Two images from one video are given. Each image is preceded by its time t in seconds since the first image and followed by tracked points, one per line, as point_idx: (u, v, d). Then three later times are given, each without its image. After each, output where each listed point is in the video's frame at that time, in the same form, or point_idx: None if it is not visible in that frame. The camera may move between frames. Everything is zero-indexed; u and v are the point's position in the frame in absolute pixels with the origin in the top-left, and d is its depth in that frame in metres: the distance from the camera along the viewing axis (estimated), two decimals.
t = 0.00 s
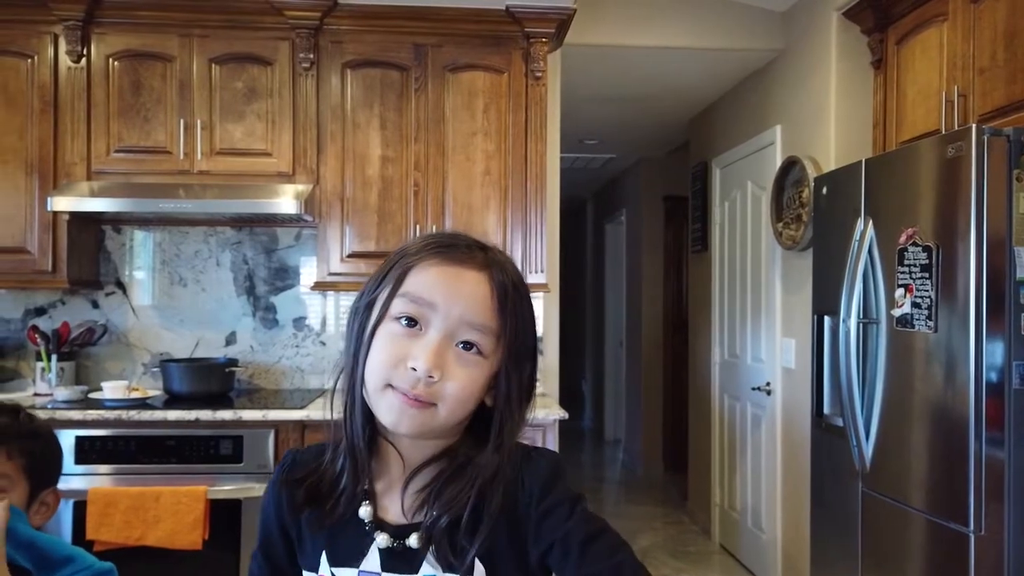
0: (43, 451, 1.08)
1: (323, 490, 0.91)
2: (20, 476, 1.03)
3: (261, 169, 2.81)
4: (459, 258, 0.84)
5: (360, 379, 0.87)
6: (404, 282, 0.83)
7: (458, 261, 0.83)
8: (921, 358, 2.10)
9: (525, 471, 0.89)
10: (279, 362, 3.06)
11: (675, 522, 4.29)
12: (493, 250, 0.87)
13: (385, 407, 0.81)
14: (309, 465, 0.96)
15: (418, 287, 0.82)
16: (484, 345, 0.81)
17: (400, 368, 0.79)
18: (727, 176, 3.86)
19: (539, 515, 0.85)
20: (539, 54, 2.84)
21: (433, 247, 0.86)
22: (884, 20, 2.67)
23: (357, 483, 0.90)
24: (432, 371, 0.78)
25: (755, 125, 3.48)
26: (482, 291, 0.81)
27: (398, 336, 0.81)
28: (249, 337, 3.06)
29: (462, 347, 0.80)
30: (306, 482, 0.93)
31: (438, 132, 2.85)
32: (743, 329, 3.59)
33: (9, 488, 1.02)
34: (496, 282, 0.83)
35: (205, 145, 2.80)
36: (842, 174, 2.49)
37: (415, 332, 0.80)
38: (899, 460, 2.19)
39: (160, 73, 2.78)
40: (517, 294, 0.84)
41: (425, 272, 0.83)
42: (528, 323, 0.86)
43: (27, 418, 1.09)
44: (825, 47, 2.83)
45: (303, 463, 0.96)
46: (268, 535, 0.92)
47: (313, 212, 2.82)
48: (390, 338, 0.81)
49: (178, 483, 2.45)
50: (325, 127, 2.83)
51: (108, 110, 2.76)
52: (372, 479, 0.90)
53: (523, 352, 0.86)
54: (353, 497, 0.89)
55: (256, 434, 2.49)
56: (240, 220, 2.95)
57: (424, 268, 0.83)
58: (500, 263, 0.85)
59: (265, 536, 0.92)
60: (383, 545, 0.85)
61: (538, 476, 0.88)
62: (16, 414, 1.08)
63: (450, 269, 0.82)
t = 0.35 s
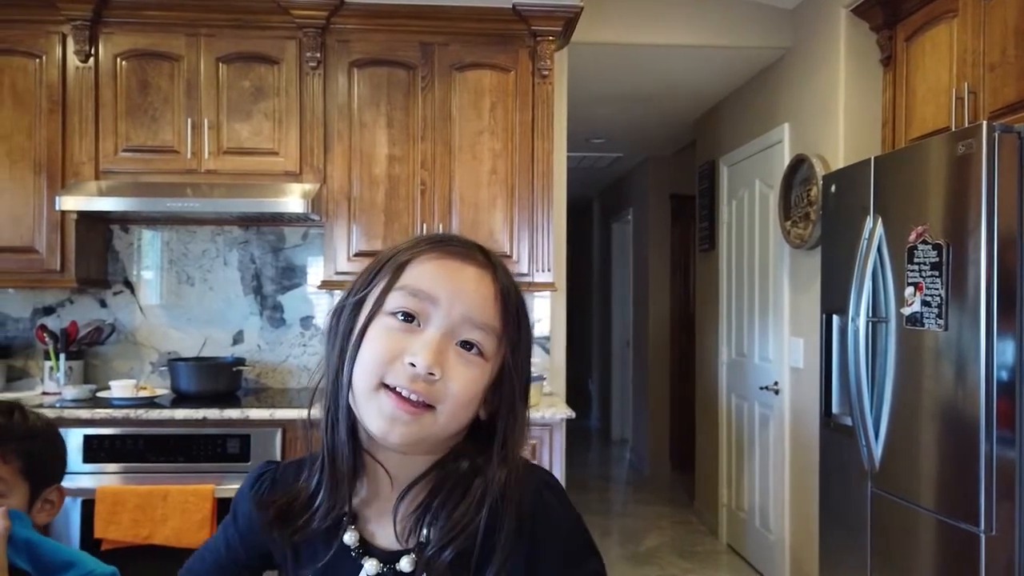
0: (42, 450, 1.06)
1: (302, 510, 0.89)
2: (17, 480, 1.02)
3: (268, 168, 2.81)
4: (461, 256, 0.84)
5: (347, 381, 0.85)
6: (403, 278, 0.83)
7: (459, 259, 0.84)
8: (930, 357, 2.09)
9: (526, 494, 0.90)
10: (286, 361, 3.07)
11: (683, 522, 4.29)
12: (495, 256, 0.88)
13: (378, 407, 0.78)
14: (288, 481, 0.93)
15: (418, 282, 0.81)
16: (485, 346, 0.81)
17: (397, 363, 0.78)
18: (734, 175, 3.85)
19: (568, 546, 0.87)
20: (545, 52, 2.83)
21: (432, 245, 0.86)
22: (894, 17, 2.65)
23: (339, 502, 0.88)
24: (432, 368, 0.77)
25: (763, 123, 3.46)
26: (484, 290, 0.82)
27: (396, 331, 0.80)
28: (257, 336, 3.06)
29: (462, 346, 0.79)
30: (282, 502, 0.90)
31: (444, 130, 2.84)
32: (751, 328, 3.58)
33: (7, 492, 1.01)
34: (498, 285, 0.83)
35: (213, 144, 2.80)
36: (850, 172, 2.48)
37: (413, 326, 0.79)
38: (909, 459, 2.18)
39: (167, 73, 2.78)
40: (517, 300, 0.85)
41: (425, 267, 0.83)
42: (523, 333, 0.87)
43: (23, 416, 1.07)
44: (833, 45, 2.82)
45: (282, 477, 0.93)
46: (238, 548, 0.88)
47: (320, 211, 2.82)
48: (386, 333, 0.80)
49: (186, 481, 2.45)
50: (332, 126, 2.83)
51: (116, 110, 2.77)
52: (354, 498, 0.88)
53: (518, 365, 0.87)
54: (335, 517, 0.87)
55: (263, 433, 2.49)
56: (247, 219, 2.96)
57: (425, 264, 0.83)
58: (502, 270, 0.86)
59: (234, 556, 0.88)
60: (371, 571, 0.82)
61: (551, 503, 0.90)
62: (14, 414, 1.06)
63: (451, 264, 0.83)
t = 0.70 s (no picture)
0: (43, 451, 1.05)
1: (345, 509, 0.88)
2: (16, 486, 1.01)
3: (271, 168, 2.81)
4: (444, 245, 0.84)
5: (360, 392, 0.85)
6: (389, 281, 0.82)
7: (442, 250, 0.83)
8: (932, 356, 2.08)
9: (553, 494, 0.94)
10: (288, 361, 3.07)
11: (684, 522, 4.28)
12: (478, 233, 0.87)
13: (393, 416, 0.79)
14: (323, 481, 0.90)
15: (404, 284, 0.81)
16: (487, 331, 0.80)
17: (401, 370, 0.77)
18: (737, 175, 3.84)
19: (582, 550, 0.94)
20: (547, 52, 2.82)
21: (413, 241, 0.85)
22: (897, 17, 2.65)
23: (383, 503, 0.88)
24: (436, 367, 0.77)
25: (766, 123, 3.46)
26: (473, 277, 0.81)
27: (393, 337, 0.79)
28: (259, 336, 3.06)
29: (464, 336, 0.79)
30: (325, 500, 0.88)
31: (446, 130, 2.84)
32: (753, 327, 3.58)
33: (6, 499, 1.00)
34: (487, 266, 0.83)
35: (215, 144, 2.80)
36: (853, 171, 2.48)
37: (409, 328, 0.79)
38: (911, 459, 2.17)
39: (169, 73, 2.78)
40: (514, 276, 0.85)
41: (409, 265, 0.82)
42: (532, 307, 0.86)
43: (21, 421, 1.05)
44: (836, 44, 2.81)
45: (314, 475, 0.89)
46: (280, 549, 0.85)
47: (322, 211, 2.82)
48: (383, 341, 0.79)
49: (188, 481, 2.45)
50: (333, 126, 2.83)
51: (118, 109, 2.77)
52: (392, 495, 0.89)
53: (536, 343, 0.86)
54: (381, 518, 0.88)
55: (265, 433, 2.49)
56: (249, 218, 2.96)
57: (408, 262, 0.82)
58: (489, 244, 0.85)
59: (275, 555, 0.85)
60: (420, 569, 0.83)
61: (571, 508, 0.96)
62: (13, 417, 1.05)
63: (435, 256, 0.82)
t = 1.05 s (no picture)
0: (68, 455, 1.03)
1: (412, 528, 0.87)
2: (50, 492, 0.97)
3: (282, 168, 2.80)
4: (472, 270, 0.81)
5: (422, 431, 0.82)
6: (425, 317, 0.80)
7: (470, 275, 0.80)
8: (953, 357, 2.06)
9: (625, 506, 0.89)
10: (299, 361, 3.06)
11: (695, 524, 4.26)
12: (501, 250, 0.84)
13: (456, 450, 0.76)
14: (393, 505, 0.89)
15: (438, 317, 0.78)
16: (531, 347, 0.77)
17: (452, 404, 0.74)
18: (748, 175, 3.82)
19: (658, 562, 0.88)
20: (560, 51, 2.80)
21: (441, 271, 0.82)
22: (913, 15, 2.62)
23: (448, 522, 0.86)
24: (485, 395, 0.73)
25: (779, 122, 3.43)
26: (505, 298, 0.78)
27: (438, 372, 0.76)
28: (270, 336, 3.05)
29: (508, 358, 0.76)
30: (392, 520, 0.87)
31: (459, 130, 2.83)
32: (766, 328, 3.56)
33: (38, 505, 0.96)
34: (516, 282, 0.79)
35: (227, 144, 2.79)
36: (871, 171, 2.46)
37: (452, 360, 0.76)
38: (930, 461, 2.15)
39: (181, 72, 2.77)
40: (548, 286, 0.81)
41: (441, 296, 0.79)
42: (572, 317, 0.83)
43: (53, 428, 1.04)
44: (851, 43, 2.79)
45: (385, 496, 0.90)
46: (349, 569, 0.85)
47: (335, 211, 2.81)
48: (430, 378, 0.77)
49: (201, 483, 2.43)
50: (346, 125, 2.81)
51: (129, 109, 2.76)
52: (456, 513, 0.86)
53: (586, 356, 0.83)
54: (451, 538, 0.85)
55: (279, 434, 2.47)
56: (261, 218, 2.95)
57: (439, 293, 0.80)
58: (515, 259, 0.82)
59: None
60: None
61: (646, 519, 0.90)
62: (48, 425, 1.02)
63: (464, 282, 0.79)
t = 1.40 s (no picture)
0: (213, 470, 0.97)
1: None
2: (202, 514, 0.89)
3: (342, 170, 2.76)
4: (704, 303, 0.64)
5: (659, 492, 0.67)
6: (652, 365, 0.64)
7: (706, 310, 0.63)
8: None
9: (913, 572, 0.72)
10: (355, 365, 3.03)
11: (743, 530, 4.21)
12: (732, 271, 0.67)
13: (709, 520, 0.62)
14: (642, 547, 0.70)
15: (673, 368, 0.62)
16: (793, 399, 0.60)
17: (705, 473, 0.60)
18: (801, 176, 3.76)
19: None
20: (623, 51, 2.76)
21: (665, 304, 0.66)
22: (988, 15, 2.55)
23: None
24: (745, 461, 0.59)
25: (837, 123, 3.37)
26: (754, 339, 0.61)
27: (682, 434, 0.61)
28: (326, 340, 3.02)
29: (768, 412, 0.60)
30: None
31: (519, 131, 2.78)
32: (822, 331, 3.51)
33: (191, 528, 0.87)
34: (765, 316, 0.62)
35: (286, 146, 2.76)
36: (950, 173, 2.40)
37: (698, 420, 0.61)
38: (1019, 473, 2.09)
39: (241, 73, 2.75)
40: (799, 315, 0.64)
41: (672, 341, 0.63)
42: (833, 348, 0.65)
43: (201, 443, 0.95)
44: (922, 43, 2.73)
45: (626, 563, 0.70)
46: None
47: (395, 214, 2.77)
48: (671, 442, 0.62)
49: (268, 489, 2.42)
50: (405, 127, 2.77)
51: (189, 111, 2.73)
52: None
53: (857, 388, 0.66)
54: None
55: (345, 440, 2.45)
56: (318, 221, 2.92)
57: (670, 330, 0.64)
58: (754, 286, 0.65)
59: None
60: None
61: None
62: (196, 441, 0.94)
63: (703, 322, 0.62)
